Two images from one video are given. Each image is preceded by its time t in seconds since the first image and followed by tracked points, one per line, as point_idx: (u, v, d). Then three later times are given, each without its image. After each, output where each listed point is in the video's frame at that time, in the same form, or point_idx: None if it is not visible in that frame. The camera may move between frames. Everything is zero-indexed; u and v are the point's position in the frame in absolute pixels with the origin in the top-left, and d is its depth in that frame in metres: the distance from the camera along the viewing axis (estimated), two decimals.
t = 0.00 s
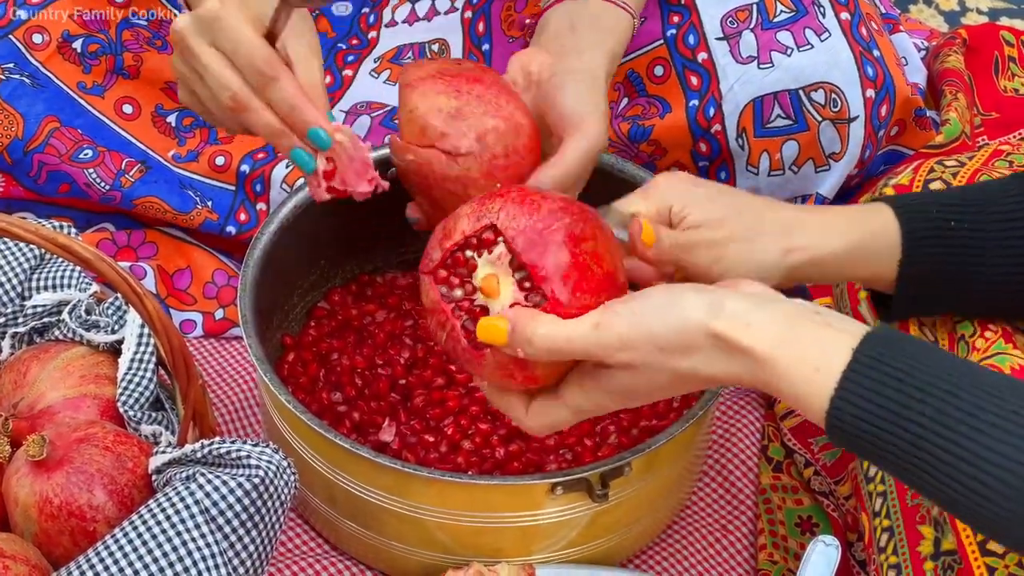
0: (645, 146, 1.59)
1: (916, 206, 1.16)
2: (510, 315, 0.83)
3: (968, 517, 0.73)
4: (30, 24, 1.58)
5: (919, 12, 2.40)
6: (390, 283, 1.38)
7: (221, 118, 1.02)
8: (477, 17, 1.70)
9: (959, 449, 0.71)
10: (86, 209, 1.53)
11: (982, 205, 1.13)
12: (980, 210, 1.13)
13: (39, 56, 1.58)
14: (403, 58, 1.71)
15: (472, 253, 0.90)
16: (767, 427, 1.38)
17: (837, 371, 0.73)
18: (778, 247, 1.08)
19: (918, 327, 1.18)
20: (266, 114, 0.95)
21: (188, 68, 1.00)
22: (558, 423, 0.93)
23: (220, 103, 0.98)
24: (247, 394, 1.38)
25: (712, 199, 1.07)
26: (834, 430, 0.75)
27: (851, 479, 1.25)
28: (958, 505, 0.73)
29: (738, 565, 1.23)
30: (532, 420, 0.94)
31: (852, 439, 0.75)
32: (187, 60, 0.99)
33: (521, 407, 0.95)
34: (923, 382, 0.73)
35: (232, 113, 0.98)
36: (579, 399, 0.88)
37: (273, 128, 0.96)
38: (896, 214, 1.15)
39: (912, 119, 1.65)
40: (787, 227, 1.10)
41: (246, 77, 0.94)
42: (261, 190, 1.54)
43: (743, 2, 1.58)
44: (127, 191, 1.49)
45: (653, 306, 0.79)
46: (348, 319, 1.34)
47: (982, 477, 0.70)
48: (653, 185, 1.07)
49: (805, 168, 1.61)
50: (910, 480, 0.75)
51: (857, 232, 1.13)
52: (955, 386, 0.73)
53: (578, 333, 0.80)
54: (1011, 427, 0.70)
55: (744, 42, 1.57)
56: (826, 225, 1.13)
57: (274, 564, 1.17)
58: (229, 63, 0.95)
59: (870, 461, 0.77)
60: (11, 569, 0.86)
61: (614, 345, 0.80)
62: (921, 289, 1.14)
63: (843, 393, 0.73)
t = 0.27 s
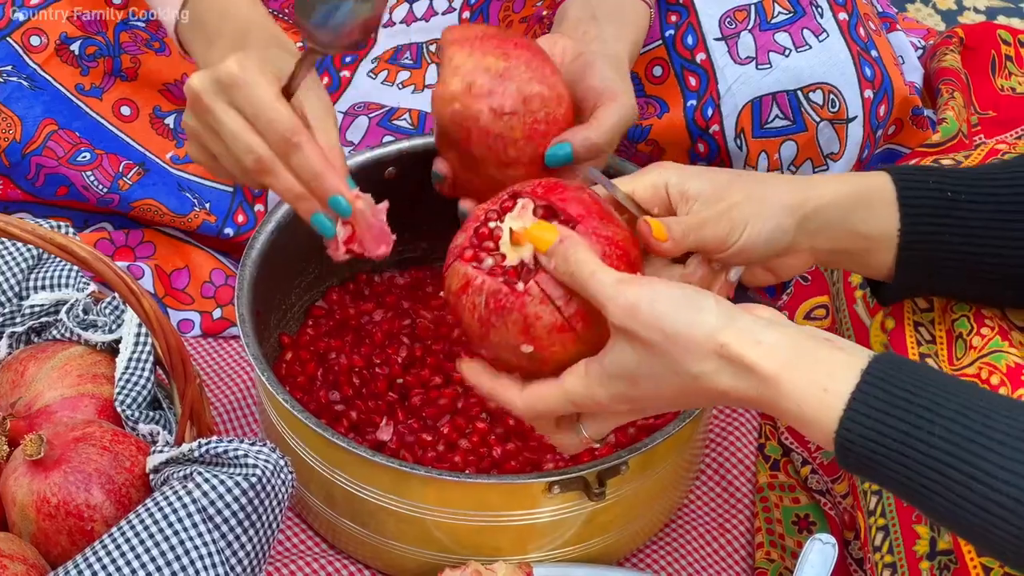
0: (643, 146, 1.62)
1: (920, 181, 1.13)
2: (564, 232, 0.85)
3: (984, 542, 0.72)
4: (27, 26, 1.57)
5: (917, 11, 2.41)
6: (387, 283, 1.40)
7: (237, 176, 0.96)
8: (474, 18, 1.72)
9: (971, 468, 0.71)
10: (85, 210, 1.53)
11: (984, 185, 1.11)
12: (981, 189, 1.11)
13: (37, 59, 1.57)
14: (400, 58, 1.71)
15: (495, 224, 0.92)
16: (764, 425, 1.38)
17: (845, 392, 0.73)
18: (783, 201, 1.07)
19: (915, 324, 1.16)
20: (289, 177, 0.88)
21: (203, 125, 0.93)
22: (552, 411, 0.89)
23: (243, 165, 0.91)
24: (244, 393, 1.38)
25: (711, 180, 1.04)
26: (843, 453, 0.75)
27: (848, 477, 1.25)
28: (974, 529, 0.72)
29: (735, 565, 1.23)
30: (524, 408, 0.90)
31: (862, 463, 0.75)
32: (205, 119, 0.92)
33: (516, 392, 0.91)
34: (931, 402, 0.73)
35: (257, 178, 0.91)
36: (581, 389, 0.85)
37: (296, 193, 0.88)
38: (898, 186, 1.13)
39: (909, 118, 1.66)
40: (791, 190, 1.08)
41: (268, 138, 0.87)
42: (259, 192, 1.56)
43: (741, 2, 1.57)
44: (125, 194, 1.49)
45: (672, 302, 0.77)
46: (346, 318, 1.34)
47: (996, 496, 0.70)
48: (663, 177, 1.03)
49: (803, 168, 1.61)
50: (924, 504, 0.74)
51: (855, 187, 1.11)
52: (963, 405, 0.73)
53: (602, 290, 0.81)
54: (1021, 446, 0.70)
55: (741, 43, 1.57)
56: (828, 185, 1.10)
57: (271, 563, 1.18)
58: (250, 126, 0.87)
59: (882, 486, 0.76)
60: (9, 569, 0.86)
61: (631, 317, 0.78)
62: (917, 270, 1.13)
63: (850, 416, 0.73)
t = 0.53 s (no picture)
0: (640, 145, 1.61)
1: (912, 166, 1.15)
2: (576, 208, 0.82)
3: (984, 541, 0.76)
4: (26, 25, 1.58)
5: (915, 10, 2.41)
6: (387, 282, 1.39)
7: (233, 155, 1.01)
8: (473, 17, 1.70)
9: (972, 468, 0.75)
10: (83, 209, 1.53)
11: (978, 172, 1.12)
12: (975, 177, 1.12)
13: (36, 57, 1.58)
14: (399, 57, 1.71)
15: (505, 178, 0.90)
16: (762, 425, 1.38)
17: (853, 392, 0.78)
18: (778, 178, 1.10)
19: (914, 321, 1.16)
20: (285, 161, 0.93)
21: (201, 107, 0.99)
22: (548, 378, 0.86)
23: (239, 149, 0.97)
24: (244, 393, 1.38)
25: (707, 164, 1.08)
26: (850, 450, 0.79)
27: (847, 476, 1.24)
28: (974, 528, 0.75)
29: (734, 564, 1.23)
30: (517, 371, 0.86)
31: (869, 462, 0.79)
32: (200, 102, 0.98)
33: (512, 353, 0.87)
34: (936, 405, 0.77)
35: (253, 163, 0.96)
36: (584, 353, 0.83)
37: (295, 175, 0.93)
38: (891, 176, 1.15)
39: (907, 117, 1.67)
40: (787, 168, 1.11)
41: (261, 125, 0.92)
42: (258, 190, 1.57)
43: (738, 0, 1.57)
44: (124, 192, 1.49)
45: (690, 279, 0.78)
46: (345, 318, 1.34)
47: (996, 494, 0.73)
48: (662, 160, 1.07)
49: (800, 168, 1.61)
50: (926, 503, 0.78)
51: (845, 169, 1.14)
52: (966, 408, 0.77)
53: (625, 259, 0.79)
54: (1022, 448, 0.74)
55: (739, 41, 1.57)
56: (819, 162, 1.13)
57: (270, 563, 1.18)
58: (245, 111, 0.93)
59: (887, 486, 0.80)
60: (8, 569, 0.86)
61: (649, 283, 0.78)
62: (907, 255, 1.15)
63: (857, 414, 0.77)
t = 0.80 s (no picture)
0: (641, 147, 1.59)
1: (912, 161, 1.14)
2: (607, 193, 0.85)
3: (987, 536, 0.78)
4: (26, 25, 1.59)
5: (915, 9, 2.40)
6: (387, 283, 1.39)
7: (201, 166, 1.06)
8: (472, 18, 1.70)
9: (981, 464, 0.77)
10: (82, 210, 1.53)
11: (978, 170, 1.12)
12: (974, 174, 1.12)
13: (36, 58, 1.58)
14: (398, 58, 1.71)
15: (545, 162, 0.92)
16: (762, 425, 1.38)
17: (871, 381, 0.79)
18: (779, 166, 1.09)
19: (914, 322, 1.16)
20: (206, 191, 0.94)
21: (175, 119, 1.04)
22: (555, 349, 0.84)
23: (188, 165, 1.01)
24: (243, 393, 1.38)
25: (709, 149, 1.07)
26: (863, 445, 0.80)
27: (847, 476, 1.24)
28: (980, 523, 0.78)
29: (734, 564, 1.23)
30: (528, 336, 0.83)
31: (879, 458, 0.80)
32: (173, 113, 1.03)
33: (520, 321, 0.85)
34: (947, 403, 0.80)
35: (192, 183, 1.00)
36: (599, 324, 0.81)
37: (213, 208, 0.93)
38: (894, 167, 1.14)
39: (908, 120, 1.65)
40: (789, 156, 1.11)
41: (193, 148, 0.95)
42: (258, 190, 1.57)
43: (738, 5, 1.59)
44: (123, 194, 1.49)
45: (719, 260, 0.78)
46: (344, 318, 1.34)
47: (1005, 488, 0.76)
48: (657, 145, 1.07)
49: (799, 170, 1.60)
50: (933, 499, 0.80)
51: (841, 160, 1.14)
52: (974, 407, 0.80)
53: (655, 231, 0.79)
54: None
55: (739, 46, 1.57)
56: (818, 154, 1.14)
57: (269, 564, 1.18)
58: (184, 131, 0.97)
59: (893, 482, 0.82)
60: (7, 570, 0.86)
61: (676, 256, 0.78)
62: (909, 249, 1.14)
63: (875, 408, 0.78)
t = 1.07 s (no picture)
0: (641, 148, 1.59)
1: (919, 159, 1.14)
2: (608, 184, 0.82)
3: (988, 533, 0.77)
4: (25, 26, 1.58)
5: (916, 8, 2.40)
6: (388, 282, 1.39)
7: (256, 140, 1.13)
8: (472, 19, 1.69)
9: (980, 460, 0.76)
10: (82, 209, 1.53)
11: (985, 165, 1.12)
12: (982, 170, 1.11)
13: (35, 59, 1.58)
14: (398, 58, 1.71)
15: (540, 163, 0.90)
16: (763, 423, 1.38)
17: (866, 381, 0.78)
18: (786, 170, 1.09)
19: (915, 319, 1.16)
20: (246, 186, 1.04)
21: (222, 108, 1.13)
22: (554, 346, 0.85)
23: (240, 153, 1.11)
24: (244, 392, 1.38)
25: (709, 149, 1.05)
26: (859, 442, 0.79)
27: (847, 476, 1.24)
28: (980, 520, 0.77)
29: (736, 564, 1.23)
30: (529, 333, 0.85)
31: (876, 456, 0.79)
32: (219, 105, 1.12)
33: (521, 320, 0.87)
34: (945, 399, 0.79)
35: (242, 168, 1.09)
36: (594, 323, 0.82)
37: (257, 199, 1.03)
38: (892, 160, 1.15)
39: (910, 121, 1.63)
40: (795, 157, 1.11)
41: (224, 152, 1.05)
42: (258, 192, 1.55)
43: (738, 5, 1.58)
44: (123, 194, 1.49)
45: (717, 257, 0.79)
46: (344, 318, 1.34)
47: (1004, 485, 0.75)
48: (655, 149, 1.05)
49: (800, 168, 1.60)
50: (932, 496, 0.79)
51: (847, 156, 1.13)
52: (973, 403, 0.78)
53: (661, 228, 0.79)
54: None
55: (739, 46, 1.57)
56: (825, 152, 1.13)
57: (270, 564, 1.17)
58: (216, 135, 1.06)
59: (891, 480, 0.81)
60: (7, 570, 0.86)
61: (677, 252, 0.79)
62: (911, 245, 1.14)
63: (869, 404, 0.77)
